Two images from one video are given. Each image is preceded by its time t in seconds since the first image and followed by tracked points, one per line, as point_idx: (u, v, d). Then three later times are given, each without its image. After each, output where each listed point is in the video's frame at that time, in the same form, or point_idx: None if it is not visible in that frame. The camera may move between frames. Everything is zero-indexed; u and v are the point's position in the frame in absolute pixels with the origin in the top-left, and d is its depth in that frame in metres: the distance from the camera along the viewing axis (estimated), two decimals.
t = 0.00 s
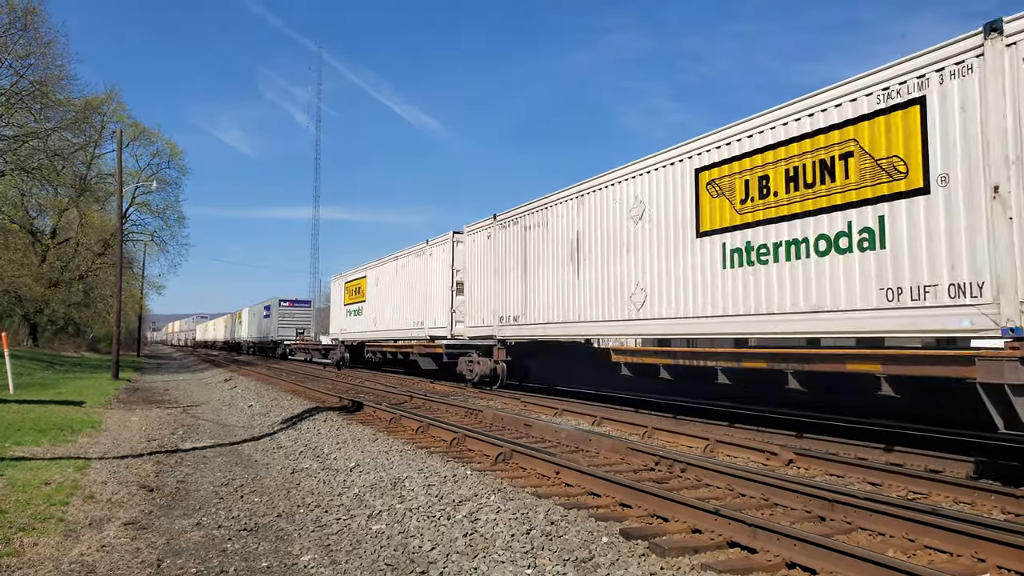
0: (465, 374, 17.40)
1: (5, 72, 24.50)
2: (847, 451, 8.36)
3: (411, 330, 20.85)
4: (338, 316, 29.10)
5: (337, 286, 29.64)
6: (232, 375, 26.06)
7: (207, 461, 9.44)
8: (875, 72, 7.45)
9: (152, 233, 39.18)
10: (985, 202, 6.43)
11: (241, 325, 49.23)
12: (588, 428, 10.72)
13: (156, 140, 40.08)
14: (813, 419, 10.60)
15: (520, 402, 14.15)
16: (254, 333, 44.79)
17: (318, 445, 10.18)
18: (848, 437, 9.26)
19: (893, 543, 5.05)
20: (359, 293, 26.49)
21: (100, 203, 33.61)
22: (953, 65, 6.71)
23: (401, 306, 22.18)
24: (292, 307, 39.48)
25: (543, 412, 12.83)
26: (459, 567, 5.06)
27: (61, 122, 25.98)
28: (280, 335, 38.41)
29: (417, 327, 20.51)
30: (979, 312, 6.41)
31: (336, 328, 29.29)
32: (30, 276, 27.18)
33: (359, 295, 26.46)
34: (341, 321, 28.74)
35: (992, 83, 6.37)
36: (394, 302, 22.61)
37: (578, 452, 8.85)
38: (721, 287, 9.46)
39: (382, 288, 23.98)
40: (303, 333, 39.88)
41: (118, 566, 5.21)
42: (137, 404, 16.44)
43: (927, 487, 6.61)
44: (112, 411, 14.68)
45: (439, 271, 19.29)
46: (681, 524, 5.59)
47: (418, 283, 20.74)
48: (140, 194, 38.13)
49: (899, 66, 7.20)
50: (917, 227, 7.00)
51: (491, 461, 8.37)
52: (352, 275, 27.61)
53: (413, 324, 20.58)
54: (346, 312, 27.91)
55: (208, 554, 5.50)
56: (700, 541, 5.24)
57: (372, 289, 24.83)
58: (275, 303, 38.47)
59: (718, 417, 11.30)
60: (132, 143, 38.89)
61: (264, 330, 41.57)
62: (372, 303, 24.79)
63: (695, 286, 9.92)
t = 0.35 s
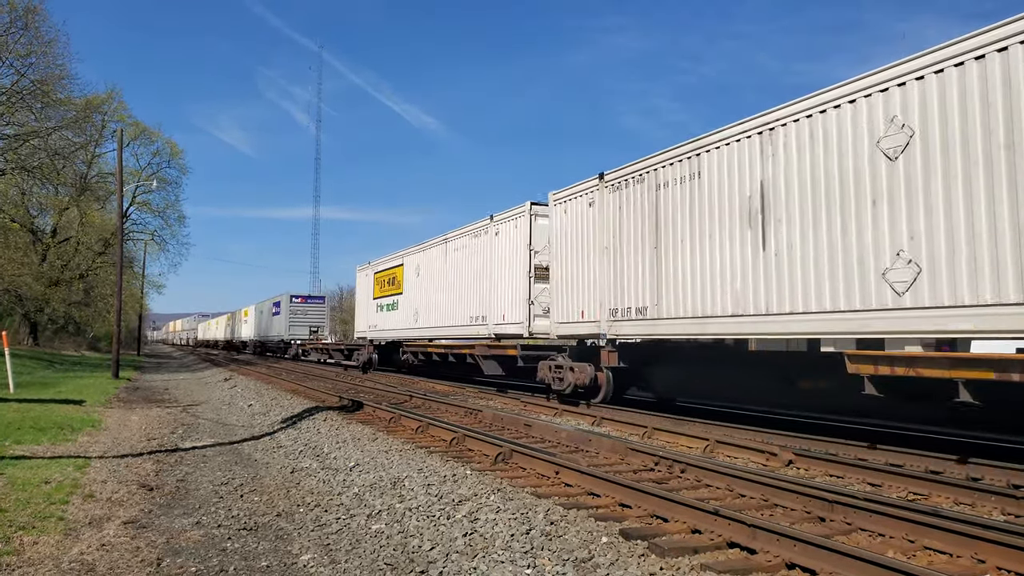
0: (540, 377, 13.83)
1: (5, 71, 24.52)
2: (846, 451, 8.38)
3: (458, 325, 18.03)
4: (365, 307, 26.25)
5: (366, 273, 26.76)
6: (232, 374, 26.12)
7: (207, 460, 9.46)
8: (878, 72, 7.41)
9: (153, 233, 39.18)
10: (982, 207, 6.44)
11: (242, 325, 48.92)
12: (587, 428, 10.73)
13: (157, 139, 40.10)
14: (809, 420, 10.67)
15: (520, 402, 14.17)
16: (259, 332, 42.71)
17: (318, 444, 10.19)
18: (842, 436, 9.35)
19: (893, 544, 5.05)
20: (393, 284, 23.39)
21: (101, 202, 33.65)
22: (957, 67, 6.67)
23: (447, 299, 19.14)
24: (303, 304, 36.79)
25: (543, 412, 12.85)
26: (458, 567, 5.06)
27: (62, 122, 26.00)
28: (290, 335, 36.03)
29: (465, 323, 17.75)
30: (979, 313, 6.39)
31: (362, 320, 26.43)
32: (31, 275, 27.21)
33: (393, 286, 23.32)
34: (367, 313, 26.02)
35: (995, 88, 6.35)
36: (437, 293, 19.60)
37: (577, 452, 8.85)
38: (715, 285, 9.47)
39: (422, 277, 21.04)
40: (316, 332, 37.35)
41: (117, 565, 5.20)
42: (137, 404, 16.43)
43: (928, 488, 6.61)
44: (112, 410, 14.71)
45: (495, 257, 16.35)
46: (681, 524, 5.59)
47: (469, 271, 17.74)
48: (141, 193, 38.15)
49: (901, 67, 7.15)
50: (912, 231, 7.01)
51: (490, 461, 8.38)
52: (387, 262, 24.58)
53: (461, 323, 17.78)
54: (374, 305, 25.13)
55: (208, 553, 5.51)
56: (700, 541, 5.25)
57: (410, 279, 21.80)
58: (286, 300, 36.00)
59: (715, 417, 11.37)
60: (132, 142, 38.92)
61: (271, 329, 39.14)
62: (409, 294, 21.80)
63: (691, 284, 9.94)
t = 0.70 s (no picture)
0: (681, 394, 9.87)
1: (7, 71, 24.55)
2: (847, 451, 8.38)
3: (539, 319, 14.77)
4: (399, 300, 23.09)
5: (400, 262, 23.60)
6: (232, 374, 26.15)
7: (207, 460, 9.46)
8: (885, 71, 7.55)
9: (153, 233, 39.20)
10: (979, 207, 6.56)
11: (244, 323, 48.24)
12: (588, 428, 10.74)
13: (158, 139, 40.11)
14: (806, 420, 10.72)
15: (520, 403, 14.18)
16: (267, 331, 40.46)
17: (318, 444, 10.21)
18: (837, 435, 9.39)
19: (893, 544, 5.06)
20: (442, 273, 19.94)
21: (102, 202, 33.68)
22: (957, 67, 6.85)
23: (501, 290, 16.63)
24: (319, 300, 34.42)
25: (543, 412, 12.87)
26: (459, 567, 5.07)
27: (63, 122, 26.01)
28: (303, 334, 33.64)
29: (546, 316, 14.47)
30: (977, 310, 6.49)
31: (395, 315, 23.17)
32: (31, 275, 27.22)
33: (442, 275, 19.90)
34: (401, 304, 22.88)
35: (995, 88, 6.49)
36: (508, 281, 16.23)
37: (577, 452, 8.86)
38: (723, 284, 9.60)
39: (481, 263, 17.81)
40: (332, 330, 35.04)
41: (118, 565, 5.21)
42: (137, 404, 16.45)
43: (929, 489, 6.61)
44: (112, 410, 14.71)
45: (590, 241, 13.08)
46: (681, 525, 5.60)
47: (551, 258, 14.53)
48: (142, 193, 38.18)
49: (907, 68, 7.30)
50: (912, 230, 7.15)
51: (491, 461, 8.39)
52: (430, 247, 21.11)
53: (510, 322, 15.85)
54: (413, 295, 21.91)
55: (209, 553, 5.52)
56: (701, 541, 5.25)
57: (463, 268, 18.58)
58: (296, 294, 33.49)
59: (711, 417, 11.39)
60: (133, 143, 38.96)
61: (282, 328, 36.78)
62: (461, 286, 18.67)
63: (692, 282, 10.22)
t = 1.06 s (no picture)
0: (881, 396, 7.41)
1: (7, 71, 24.57)
2: (848, 451, 8.37)
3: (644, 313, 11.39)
4: (445, 286, 19.36)
5: (449, 244, 19.40)
6: (233, 374, 26.16)
7: (208, 460, 9.46)
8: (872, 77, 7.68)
9: (154, 233, 39.20)
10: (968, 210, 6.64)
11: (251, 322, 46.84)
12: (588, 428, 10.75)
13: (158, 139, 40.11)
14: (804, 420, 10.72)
15: (520, 402, 14.20)
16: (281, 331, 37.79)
17: (319, 444, 10.21)
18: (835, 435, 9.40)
19: (894, 544, 5.06)
20: (509, 256, 16.10)
21: (102, 202, 33.70)
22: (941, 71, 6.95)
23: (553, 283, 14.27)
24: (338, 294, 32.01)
25: (543, 412, 12.90)
26: (459, 567, 5.07)
27: (64, 122, 26.01)
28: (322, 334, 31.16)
29: (667, 306, 10.85)
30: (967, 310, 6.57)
31: (440, 305, 19.52)
32: (32, 275, 27.23)
33: (509, 259, 16.04)
34: (445, 293, 19.31)
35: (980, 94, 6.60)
36: (601, 268, 12.63)
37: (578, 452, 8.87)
38: (724, 284, 9.70)
39: (572, 245, 13.73)
40: (354, 329, 32.53)
41: (118, 565, 5.20)
42: (138, 404, 16.45)
43: (929, 489, 6.60)
44: (113, 411, 14.70)
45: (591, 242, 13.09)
46: (681, 524, 5.60)
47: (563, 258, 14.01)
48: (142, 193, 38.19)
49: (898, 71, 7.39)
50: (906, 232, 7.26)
51: (491, 461, 8.39)
52: (498, 223, 16.75)
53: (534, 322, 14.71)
54: (465, 283, 18.00)
55: (210, 553, 5.52)
56: (701, 541, 5.26)
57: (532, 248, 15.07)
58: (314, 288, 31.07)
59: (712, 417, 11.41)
60: (133, 143, 38.97)
61: (298, 326, 34.20)
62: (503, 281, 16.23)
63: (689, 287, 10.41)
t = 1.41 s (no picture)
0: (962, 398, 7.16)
1: (8, 71, 24.58)
2: (847, 451, 8.38)
3: (740, 312, 9.25)
4: (515, 266, 15.33)
5: (521, 216, 15.25)
6: (233, 375, 26.12)
7: (208, 460, 9.45)
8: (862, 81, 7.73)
9: (155, 233, 39.20)
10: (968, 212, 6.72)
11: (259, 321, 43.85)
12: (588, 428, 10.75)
13: (159, 139, 40.12)
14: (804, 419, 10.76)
15: (521, 403, 14.19)
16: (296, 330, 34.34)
17: (319, 444, 10.20)
18: (833, 436, 9.42)
19: (893, 544, 5.06)
20: (618, 230, 11.74)
21: (103, 202, 33.73)
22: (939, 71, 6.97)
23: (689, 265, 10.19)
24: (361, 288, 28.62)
25: (543, 412, 12.90)
26: (459, 567, 5.07)
27: (64, 121, 26.00)
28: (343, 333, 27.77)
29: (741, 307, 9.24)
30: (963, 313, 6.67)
31: (511, 290, 15.48)
32: (32, 274, 27.20)
33: (618, 234, 11.75)
34: (516, 276, 15.26)
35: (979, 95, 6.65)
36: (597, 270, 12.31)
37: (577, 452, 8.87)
38: (712, 287, 9.71)
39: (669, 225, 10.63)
40: (380, 326, 29.07)
41: (118, 565, 5.21)
42: (138, 404, 16.43)
43: (929, 489, 6.60)
44: (113, 410, 14.66)
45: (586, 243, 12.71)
46: (682, 525, 5.60)
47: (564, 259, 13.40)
48: (142, 193, 38.19)
49: (893, 69, 7.39)
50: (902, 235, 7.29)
51: (491, 461, 8.39)
52: (598, 188, 12.28)
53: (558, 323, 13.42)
54: (548, 266, 13.74)
55: (210, 552, 5.52)
56: (701, 541, 5.26)
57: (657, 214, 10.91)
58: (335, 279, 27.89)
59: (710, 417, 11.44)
60: (134, 143, 38.99)
61: (315, 325, 30.83)
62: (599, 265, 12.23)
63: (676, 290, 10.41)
